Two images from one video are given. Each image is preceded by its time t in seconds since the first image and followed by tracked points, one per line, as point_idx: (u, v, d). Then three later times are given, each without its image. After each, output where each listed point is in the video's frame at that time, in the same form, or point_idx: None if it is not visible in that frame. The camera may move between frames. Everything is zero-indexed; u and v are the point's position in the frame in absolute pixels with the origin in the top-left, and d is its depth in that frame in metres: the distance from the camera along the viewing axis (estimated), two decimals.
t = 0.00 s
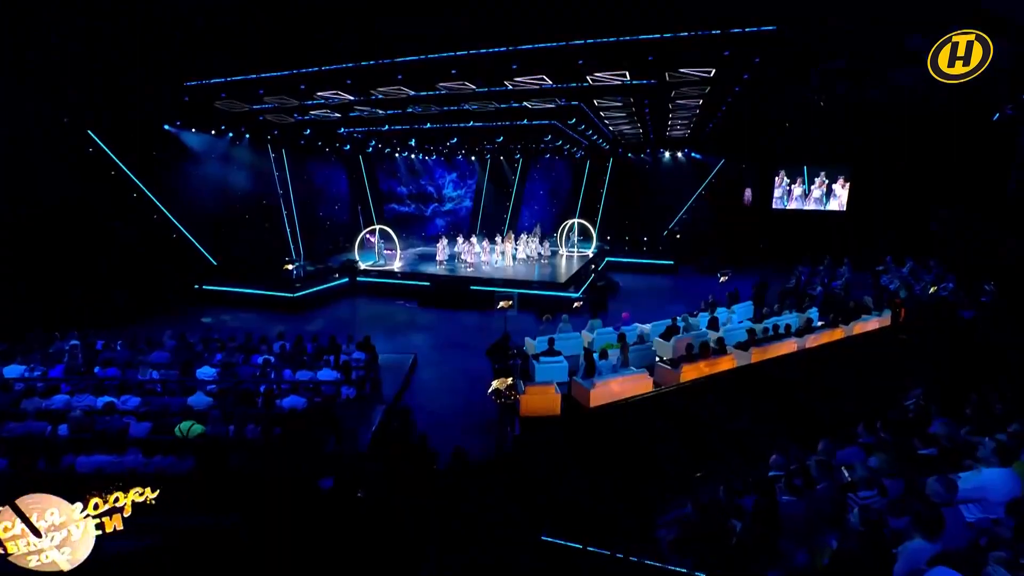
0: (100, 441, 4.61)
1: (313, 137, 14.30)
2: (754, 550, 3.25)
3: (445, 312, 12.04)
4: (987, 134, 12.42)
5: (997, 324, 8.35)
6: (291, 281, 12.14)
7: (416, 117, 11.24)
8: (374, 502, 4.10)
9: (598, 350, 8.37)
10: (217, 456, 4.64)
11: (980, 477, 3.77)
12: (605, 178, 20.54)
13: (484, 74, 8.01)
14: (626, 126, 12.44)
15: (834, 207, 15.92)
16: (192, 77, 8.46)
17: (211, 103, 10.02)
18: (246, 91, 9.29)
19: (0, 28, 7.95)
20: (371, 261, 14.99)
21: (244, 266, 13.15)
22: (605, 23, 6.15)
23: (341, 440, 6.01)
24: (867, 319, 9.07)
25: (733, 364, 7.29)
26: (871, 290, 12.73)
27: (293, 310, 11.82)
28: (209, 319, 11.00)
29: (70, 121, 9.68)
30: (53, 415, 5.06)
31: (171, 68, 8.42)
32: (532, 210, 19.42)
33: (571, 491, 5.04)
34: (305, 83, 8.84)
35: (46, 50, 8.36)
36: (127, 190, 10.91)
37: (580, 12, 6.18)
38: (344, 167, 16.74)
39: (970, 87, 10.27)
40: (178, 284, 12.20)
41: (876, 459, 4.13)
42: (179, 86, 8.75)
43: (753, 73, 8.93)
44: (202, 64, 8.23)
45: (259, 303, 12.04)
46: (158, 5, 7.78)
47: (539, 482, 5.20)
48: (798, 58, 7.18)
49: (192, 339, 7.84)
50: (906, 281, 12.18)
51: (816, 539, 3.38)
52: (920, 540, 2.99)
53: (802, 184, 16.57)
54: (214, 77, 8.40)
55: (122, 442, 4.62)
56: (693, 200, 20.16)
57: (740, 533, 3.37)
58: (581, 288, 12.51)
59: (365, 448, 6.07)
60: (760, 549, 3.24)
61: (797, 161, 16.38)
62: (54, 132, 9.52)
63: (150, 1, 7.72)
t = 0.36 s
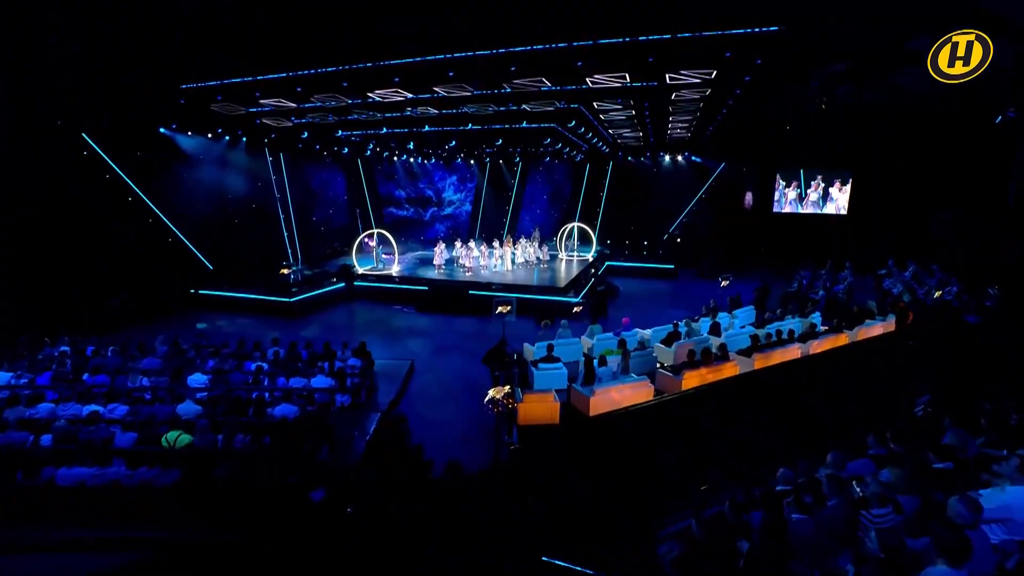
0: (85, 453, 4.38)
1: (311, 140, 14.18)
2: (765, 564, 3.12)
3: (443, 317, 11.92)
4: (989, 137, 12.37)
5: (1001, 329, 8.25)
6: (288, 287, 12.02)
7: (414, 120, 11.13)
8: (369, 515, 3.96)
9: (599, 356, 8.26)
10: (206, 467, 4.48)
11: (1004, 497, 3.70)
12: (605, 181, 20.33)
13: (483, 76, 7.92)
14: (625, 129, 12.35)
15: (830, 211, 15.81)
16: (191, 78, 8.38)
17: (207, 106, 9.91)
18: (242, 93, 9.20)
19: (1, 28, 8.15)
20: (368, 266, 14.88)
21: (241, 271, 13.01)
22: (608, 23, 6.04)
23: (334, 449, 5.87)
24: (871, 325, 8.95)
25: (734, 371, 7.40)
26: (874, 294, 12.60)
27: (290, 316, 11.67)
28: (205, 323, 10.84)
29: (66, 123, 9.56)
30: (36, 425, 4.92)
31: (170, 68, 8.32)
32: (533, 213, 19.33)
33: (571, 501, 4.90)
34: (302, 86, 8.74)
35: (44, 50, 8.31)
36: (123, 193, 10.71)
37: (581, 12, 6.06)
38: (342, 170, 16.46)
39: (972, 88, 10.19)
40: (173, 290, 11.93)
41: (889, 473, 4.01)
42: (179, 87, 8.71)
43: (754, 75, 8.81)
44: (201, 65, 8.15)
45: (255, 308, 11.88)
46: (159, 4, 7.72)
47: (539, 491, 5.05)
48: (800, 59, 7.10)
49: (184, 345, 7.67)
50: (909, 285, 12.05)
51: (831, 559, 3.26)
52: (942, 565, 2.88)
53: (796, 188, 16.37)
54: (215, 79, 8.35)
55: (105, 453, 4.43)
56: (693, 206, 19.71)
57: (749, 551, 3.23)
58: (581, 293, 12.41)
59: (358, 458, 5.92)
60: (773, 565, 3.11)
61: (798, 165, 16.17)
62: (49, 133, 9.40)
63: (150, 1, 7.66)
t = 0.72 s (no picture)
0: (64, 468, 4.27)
1: (309, 145, 13.97)
2: None
3: (441, 324, 11.75)
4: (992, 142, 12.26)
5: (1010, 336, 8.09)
6: (284, 294, 11.88)
7: (412, 125, 11.04)
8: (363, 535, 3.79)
9: (599, 365, 8.12)
10: (190, 482, 4.31)
11: None
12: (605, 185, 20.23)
13: (480, 80, 7.83)
14: (625, 134, 12.26)
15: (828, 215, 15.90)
16: (189, 83, 8.30)
17: (202, 111, 9.81)
18: (238, 98, 9.10)
19: None
20: (366, 272, 14.73)
21: (237, 277, 12.89)
22: (609, 27, 5.95)
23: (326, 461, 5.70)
24: (876, 332, 8.83)
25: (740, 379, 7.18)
26: (877, 300, 12.42)
27: (286, 323, 11.52)
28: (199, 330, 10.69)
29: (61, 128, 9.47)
30: (15, 438, 4.80)
31: (167, 75, 8.22)
32: (537, 218, 19.37)
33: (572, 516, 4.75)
34: (298, 90, 8.65)
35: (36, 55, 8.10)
36: (117, 199, 10.69)
37: (581, 15, 5.96)
38: (341, 175, 16.20)
39: (975, 92, 10.10)
40: (168, 294, 11.92)
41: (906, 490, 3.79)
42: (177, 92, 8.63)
43: (756, 79, 8.71)
44: (198, 70, 8.07)
45: (251, 315, 11.74)
46: None
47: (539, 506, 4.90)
48: (803, 63, 7.02)
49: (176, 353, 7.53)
50: (913, 291, 11.88)
51: None
52: None
53: (794, 193, 16.62)
54: (213, 84, 8.28)
55: (88, 469, 4.27)
56: (693, 211, 19.59)
57: None
58: (581, 300, 12.21)
59: (351, 472, 5.72)
60: None
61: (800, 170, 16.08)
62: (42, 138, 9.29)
63: None
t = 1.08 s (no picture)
0: (33, 487, 4.09)
1: (308, 151, 13.83)
2: None
3: (439, 332, 11.59)
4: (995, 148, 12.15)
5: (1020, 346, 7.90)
6: (280, 301, 11.72)
7: (411, 131, 10.94)
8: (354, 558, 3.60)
9: (599, 374, 7.98)
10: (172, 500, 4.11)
11: None
12: (605, 192, 19.99)
13: (478, 86, 7.72)
14: (625, 140, 12.18)
15: (825, 222, 15.65)
16: (185, 88, 8.23)
17: (198, 116, 9.70)
18: (234, 104, 9.01)
19: None
20: (364, 279, 14.58)
21: (234, 284, 12.73)
22: (608, 28, 5.83)
23: (317, 476, 5.50)
24: (881, 341, 8.61)
25: (743, 391, 7.05)
26: (881, 307, 12.22)
27: (281, 330, 11.35)
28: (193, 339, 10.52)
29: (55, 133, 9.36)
30: None
31: (165, 80, 8.19)
32: (538, 223, 19.35)
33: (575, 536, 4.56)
34: (295, 96, 8.54)
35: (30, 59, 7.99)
36: (111, 207, 10.55)
37: (581, 17, 5.84)
38: (339, 181, 16.10)
39: (978, 98, 10.02)
40: (162, 301, 11.77)
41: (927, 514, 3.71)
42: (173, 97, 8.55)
43: (758, 84, 8.62)
44: (195, 74, 8.00)
45: (246, 322, 11.58)
46: None
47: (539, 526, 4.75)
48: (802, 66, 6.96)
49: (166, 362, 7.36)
50: (917, 297, 11.69)
51: None
52: None
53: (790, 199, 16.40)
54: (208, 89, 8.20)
55: (65, 486, 4.10)
56: (694, 218, 19.51)
57: None
58: (581, 308, 12.03)
59: (342, 486, 5.53)
60: None
61: (802, 176, 15.95)
62: (34, 147, 9.17)
63: None
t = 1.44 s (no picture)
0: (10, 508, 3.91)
1: (305, 157, 13.72)
2: None
3: (437, 340, 11.40)
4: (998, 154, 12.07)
5: None
6: (277, 308, 11.55)
7: (409, 137, 10.82)
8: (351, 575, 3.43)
9: (599, 384, 7.79)
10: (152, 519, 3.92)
11: None
12: (605, 197, 19.95)
13: (477, 90, 7.61)
14: (625, 145, 12.06)
15: (822, 228, 15.51)
16: (183, 90, 8.11)
17: (193, 121, 9.58)
18: (230, 108, 8.88)
19: None
20: (361, 286, 14.40)
21: (228, 292, 12.42)
22: (609, 28, 5.73)
23: (308, 491, 5.30)
24: (886, 348, 8.34)
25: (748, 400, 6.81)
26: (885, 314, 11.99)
27: (277, 338, 11.13)
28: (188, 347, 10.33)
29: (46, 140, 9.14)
30: None
31: (163, 81, 8.00)
32: (536, 229, 19.07)
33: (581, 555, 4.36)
34: (291, 100, 8.43)
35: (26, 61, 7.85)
36: (104, 212, 10.33)
37: (582, 17, 5.74)
38: (337, 189, 16.00)
39: (983, 103, 9.92)
40: (156, 309, 11.55)
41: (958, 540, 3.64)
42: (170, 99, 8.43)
43: (760, 89, 8.57)
44: (193, 76, 7.85)
45: (241, 329, 11.40)
46: None
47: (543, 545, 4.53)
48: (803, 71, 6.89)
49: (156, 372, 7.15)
50: (922, 304, 11.44)
51: None
52: None
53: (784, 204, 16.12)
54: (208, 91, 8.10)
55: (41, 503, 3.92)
56: (694, 224, 19.25)
57: None
58: (581, 315, 11.85)
59: (334, 502, 5.35)
60: None
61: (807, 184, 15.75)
62: (25, 152, 8.98)
63: None
